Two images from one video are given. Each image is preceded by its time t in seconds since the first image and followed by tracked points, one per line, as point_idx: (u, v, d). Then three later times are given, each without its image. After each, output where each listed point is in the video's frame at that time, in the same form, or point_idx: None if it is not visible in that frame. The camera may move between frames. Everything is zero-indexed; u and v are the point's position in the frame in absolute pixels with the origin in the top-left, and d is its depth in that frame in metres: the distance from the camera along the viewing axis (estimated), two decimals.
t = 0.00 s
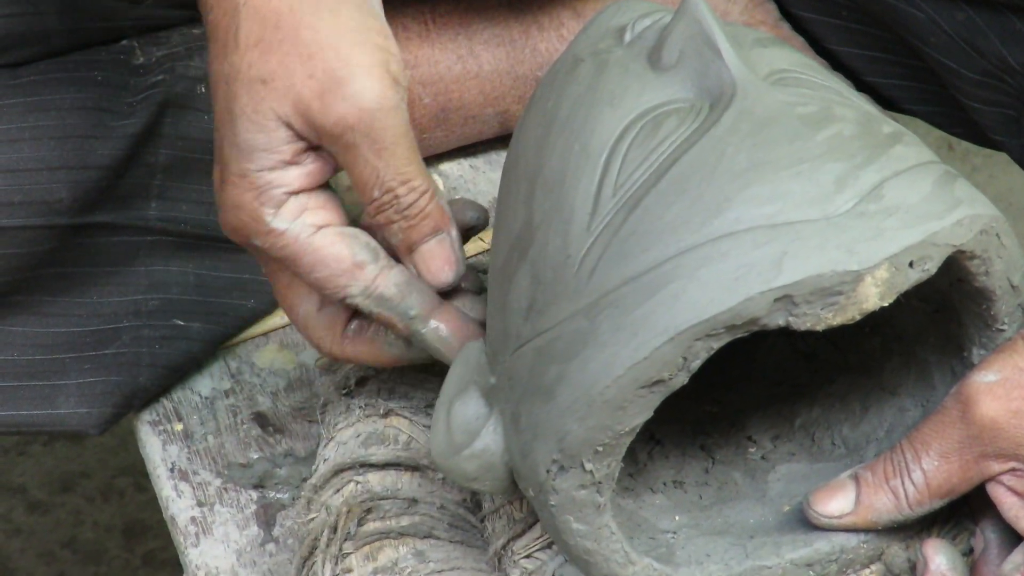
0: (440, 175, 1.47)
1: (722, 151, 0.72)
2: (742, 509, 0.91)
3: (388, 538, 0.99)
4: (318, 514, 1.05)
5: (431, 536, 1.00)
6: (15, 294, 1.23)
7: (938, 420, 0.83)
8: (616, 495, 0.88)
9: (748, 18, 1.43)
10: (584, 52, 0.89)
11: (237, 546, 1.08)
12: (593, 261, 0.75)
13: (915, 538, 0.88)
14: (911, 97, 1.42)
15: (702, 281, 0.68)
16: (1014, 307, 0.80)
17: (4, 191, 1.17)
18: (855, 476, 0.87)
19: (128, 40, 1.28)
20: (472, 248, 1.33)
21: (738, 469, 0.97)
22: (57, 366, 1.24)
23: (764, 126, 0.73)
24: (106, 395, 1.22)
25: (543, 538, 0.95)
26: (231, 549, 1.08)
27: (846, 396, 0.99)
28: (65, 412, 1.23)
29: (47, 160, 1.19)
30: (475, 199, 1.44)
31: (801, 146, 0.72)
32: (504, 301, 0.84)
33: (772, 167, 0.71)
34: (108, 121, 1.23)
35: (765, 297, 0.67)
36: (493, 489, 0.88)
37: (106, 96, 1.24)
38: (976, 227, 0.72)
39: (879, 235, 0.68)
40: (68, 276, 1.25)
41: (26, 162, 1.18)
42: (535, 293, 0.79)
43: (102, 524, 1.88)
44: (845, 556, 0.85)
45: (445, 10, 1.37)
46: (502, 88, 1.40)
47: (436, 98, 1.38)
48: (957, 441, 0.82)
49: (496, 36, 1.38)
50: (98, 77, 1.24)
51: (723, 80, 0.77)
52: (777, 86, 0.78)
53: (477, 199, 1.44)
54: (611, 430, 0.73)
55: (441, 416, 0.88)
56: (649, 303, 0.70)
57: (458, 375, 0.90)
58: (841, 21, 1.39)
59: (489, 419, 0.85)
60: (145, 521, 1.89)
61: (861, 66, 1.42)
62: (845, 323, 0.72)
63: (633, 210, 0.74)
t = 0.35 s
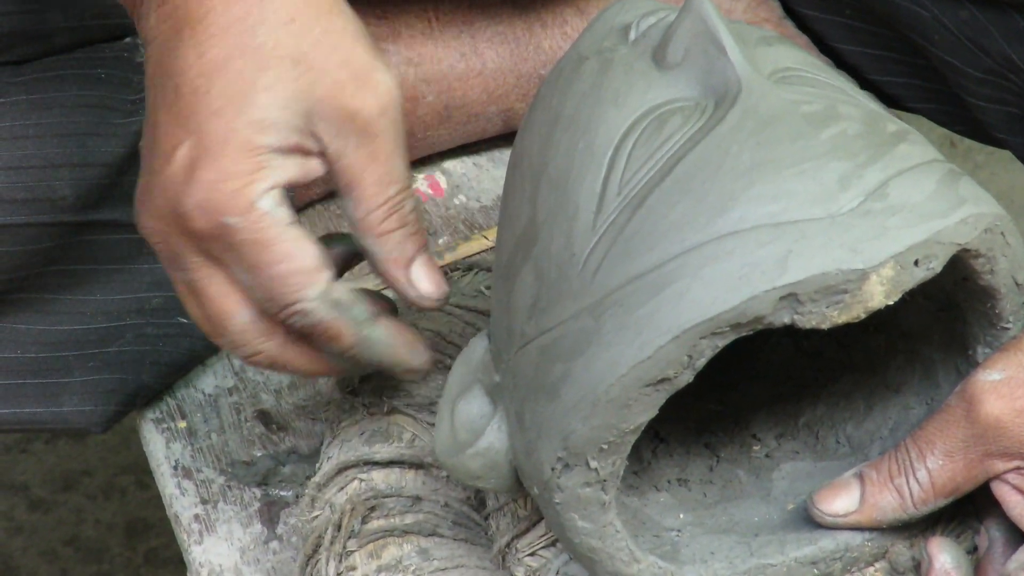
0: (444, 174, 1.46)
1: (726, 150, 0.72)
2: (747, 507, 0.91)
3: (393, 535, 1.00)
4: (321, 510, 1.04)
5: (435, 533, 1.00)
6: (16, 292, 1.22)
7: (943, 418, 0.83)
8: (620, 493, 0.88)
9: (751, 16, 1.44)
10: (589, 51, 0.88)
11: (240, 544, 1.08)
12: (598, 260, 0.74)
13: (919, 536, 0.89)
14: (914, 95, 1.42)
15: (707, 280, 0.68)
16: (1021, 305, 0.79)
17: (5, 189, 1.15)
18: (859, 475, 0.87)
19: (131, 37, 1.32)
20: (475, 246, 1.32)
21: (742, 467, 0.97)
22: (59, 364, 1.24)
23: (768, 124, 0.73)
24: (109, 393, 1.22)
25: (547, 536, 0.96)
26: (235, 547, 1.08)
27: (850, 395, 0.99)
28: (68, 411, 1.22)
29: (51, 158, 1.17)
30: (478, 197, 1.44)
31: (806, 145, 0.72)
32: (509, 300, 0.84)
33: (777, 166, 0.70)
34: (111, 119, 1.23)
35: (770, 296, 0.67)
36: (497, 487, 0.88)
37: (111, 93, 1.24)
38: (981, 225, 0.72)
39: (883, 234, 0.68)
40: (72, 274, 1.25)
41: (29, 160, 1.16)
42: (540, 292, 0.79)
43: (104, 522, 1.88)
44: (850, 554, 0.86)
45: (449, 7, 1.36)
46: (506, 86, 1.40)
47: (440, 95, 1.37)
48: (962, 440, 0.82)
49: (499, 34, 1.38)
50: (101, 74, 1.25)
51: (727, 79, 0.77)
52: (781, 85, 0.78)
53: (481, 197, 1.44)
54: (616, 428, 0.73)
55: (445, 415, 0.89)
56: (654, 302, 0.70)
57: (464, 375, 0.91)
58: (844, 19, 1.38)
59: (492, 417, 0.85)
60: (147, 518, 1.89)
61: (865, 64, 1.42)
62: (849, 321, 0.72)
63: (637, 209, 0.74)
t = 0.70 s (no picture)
0: (447, 173, 1.46)
1: (731, 151, 0.72)
2: (749, 508, 0.91)
3: (395, 535, 1.02)
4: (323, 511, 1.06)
5: (437, 534, 1.02)
6: (20, 290, 1.22)
7: (948, 421, 0.83)
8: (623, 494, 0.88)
9: (753, 16, 1.44)
10: (594, 51, 0.88)
11: (242, 543, 1.07)
12: (603, 261, 0.74)
13: (921, 539, 0.89)
14: (916, 95, 1.42)
15: (711, 281, 0.68)
16: None
17: (11, 189, 1.15)
18: (863, 477, 0.87)
19: (134, 37, 1.33)
20: (478, 246, 1.32)
21: (745, 468, 0.97)
22: (62, 362, 1.23)
23: (773, 125, 0.73)
24: (112, 392, 1.22)
25: (550, 536, 0.97)
26: (237, 547, 1.07)
27: (853, 396, 0.99)
28: (70, 409, 1.22)
29: (55, 157, 1.17)
30: (481, 197, 1.44)
31: (811, 146, 0.72)
32: (513, 300, 0.84)
33: (782, 167, 0.70)
34: (116, 118, 1.23)
35: (775, 297, 0.67)
36: (500, 488, 0.88)
37: (115, 92, 1.25)
38: (985, 228, 0.71)
39: (888, 235, 0.68)
40: (76, 272, 1.25)
41: (35, 159, 1.16)
42: (545, 292, 0.79)
43: (104, 520, 1.88)
44: (852, 555, 0.86)
45: (452, 6, 1.36)
46: (509, 86, 1.40)
47: (443, 95, 1.36)
48: (966, 442, 0.82)
49: (502, 34, 1.38)
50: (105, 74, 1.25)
51: (733, 80, 0.77)
52: (786, 86, 0.78)
53: (483, 197, 1.44)
54: (620, 429, 0.73)
55: (448, 416, 0.89)
56: (658, 303, 0.70)
57: (469, 376, 0.91)
58: (847, 20, 1.38)
59: (496, 418, 0.85)
60: (148, 516, 1.89)
61: (868, 66, 1.42)
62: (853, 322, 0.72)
63: (642, 210, 0.74)
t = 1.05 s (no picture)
0: (450, 175, 1.46)
1: (734, 152, 0.72)
2: (752, 509, 0.91)
3: (398, 536, 1.02)
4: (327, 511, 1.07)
5: (440, 535, 1.02)
6: (23, 292, 1.22)
7: (951, 423, 0.83)
8: (626, 495, 0.88)
9: (757, 18, 1.42)
10: (597, 53, 0.89)
11: (246, 545, 1.07)
12: (606, 263, 0.75)
13: (924, 540, 0.89)
14: (918, 97, 1.42)
15: (714, 282, 0.68)
16: None
17: (15, 189, 1.15)
18: (866, 478, 0.87)
19: (139, 38, 1.33)
20: (482, 247, 1.32)
21: (748, 469, 0.97)
22: (65, 364, 1.24)
23: (777, 127, 0.73)
24: (117, 394, 1.22)
25: (553, 537, 0.96)
26: (240, 548, 1.07)
27: (855, 397, 0.99)
28: (74, 411, 1.22)
29: (59, 158, 1.18)
30: (484, 198, 1.44)
31: (814, 147, 0.72)
32: (516, 301, 0.84)
33: (785, 168, 0.70)
34: (121, 120, 1.24)
35: (778, 298, 0.67)
36: (503, 489, 0.88)
37: (120, 93, 1.25)
38: (988, 229, 0.71)
39: (891, 236, 0.68)
40: (80, 274, 1.25)
41: (39, 160, 1.16)
42: (548, 294, 0.80)
43: (109, 521, 1.88)
44: (855, 556, 0.86)
45: (456, 8, 1.37)
46: (512, 88, 1.40)
47: (446, 97, 1.37)
48: (969, 444, 0.82)
49: (506, 35, 1.38)
50: (110, 75, 1.26)
51: (736, 82, 0.77)
52: (789, 88, 0.78)
53: (486, 198, 1.44)
54: (622, 430, 0.73)
55: (451, 417, 0.89)
56: (661, 304, 0.70)
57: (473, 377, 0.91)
58: (850, 21, 1.38)
59: (499, 419, 0.85)
60: (152, 517, 1.90)
61: (871, 67, 1.42)
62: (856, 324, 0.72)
63: (645, 211, 0.74)
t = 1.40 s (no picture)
0: (451, 178, 1.47)
1: (734, 156, 0.72)
2: (752, 512, 0.91)
3: (399, 540, 1.02)
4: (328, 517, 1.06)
5: (441, 539, 1.02)
6: (24, 296, 1.22)
7: (952, 427, 0.83)
8: (626, 498, 0.88)
9: (757, 21, 1.42)
10: (596, 56, 0.89)
11: (246, 548, 1.07)
12: (605, 266, 0.75)
13: (925, 543, 0.89)
14: (919, 99, 1.42)
15: (714, 285, 0.68)
16: None
17: (15, 194, 1.15)
18: (866, 482, 0.87)
19: (137, 42, 1.33)
20: (483, 251, 1.33)
21: (749, 473, 0.97)
22: (65, 368, 1.24)
23: (776, 130, 0.73)
24: (117, 398, 1.22)
25: (554, 541, 0.96)
26: (241, 552, 1.07)
27: (856, 400, 0.99)
28: (75, 415, 1.23)
29: (58, 162, 1.18)
30: (485, 201, 1.44)
31: (814, 150, 0.72)
32: (516, 304, 0.84)
33: (785, 171, 0.70)
34: (120, 124, 1.24)
35: (778, 301, 0.67)
36: (503, 492, 0.88)
37: (119, 97, 1.26)
38: (989, 232, 0.71)
39: (891, 239, 0.68)
40: (80, 277, 1.25)
41: (39, 164, 1.17)
42: (547, 297, 0.79)
43: (110, 525, 1.88)
44: (856, 560, 0.86)
45: (456, 11, 1.37)
46: (513, 91, 1.40)
47: (446, 100, 1.37)
48: (970, 448, 0.82)
49: (507, 38, 1.39)
50: (109, 78, 1.26)
51: (735, 85, 0.77)
52: (789, 91, 0.78)
53: (487, 201, 1.44)
54: (622, 434, 0.73)
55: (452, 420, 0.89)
56: (661, 307, 0.70)
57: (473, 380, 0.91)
58: (852, 24, 1.39)
59: (499, 422, 0.85)
60: (153, 521, 1.90)
61: (872, 70, 1.42)
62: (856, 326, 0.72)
63: (645, 214, 0.74)
